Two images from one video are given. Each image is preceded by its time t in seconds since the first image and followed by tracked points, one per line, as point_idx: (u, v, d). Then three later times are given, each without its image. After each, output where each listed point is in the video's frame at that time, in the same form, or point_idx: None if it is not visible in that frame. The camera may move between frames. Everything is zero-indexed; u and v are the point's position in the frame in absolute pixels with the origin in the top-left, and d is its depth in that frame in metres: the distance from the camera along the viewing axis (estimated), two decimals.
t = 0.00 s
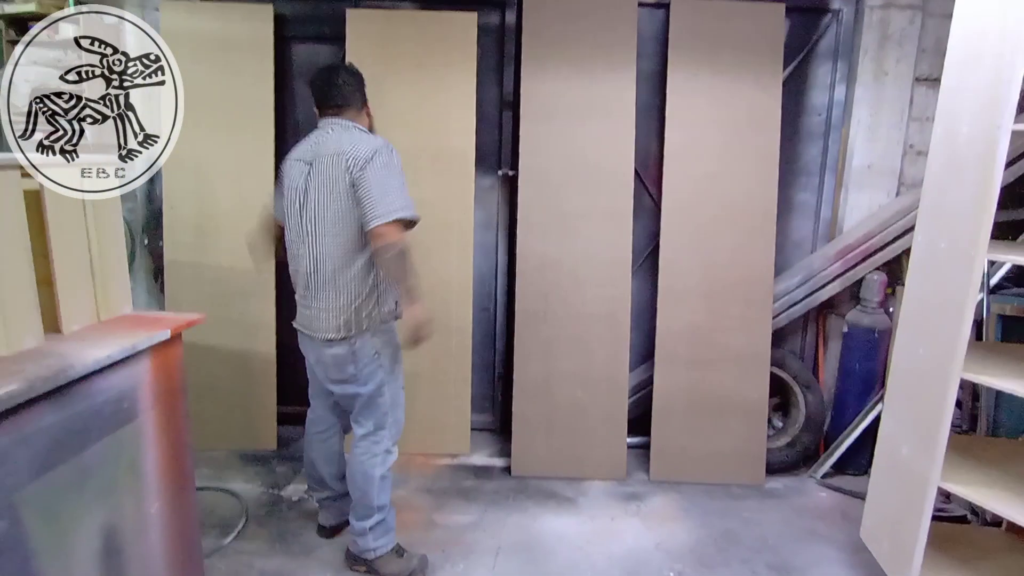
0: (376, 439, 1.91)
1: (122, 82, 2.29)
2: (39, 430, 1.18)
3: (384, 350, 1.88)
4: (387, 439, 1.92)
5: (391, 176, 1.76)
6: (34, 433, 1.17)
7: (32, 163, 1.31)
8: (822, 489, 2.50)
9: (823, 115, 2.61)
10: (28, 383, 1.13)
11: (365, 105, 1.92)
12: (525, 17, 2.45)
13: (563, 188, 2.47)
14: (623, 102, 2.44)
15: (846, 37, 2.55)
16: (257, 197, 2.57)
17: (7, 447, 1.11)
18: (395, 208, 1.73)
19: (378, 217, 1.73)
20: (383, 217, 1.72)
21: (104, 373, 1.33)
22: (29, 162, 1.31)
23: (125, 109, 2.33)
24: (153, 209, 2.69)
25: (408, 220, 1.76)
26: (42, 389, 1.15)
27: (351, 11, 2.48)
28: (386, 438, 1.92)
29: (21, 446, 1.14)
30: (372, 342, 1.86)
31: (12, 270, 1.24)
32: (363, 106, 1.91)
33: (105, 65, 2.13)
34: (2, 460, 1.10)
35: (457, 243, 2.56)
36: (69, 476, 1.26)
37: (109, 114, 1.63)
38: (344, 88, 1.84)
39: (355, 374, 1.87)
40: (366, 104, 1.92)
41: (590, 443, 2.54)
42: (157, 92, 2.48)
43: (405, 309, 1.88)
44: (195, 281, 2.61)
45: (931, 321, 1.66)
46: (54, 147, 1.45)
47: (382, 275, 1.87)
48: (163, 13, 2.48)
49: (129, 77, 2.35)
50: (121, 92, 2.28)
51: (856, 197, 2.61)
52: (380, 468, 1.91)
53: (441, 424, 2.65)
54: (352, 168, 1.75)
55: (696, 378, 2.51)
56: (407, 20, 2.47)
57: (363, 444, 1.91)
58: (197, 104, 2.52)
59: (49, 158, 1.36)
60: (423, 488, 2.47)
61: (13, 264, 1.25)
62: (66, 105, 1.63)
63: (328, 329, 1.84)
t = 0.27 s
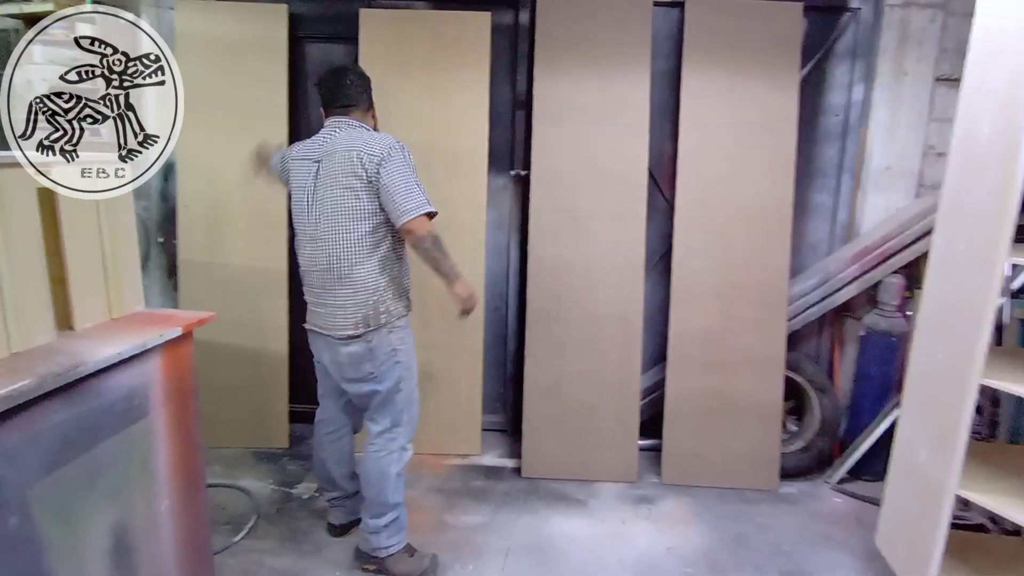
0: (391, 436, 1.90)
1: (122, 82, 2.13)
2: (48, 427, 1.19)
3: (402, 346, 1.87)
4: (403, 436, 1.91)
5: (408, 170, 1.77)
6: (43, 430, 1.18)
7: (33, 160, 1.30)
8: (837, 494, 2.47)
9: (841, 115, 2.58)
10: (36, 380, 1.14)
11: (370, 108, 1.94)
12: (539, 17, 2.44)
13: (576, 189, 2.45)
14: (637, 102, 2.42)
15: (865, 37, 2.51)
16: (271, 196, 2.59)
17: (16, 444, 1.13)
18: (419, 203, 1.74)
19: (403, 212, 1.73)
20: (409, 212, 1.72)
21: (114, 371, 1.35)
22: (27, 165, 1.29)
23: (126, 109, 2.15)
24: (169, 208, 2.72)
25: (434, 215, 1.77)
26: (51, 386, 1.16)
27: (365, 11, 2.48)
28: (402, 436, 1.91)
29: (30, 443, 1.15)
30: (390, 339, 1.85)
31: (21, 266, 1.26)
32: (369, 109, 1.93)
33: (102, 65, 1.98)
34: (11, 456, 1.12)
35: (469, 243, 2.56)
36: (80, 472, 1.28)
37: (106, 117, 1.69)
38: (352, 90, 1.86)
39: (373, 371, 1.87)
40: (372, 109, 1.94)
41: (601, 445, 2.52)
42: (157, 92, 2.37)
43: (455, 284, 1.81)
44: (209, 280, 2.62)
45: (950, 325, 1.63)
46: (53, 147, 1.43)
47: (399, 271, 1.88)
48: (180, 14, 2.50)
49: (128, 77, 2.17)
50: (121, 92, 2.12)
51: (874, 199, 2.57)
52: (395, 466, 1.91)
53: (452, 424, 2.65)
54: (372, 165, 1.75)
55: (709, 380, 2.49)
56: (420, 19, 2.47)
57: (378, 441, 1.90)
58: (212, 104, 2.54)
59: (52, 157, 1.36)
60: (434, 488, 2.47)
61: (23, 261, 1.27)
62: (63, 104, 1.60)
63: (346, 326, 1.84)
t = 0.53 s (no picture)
0: (395, 435, 1.91)
1: (122, 83, 1.91)
2: (52, 422, 1.22)
3: (404, 347, 1.87)
4: (407, 435, 1.92)
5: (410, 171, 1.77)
6: (48, 426, 1.21)
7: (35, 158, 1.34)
8: (848, 500, 2.44)
9: (857, 115, 2.53)
10: (39, 375, 1.16)
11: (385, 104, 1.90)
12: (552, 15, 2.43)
13: (587, 189, 2.44)
14: (650, 101, 2.40)
15: (883, 35, 2.47)
16: (283, 194, 2.60)
17: (21, 439, 1.15)
18: (418, 209, 1.74)
19: (401, 217, 1.73)
20: (407, 217, 1.73)
21: (120, 367, 1.38)
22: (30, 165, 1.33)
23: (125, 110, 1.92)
24: (183, 205, 2.75)
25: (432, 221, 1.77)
26: (53, 379, 1.18)
27: (377, 9, 2.48)
28: (405, 435, 1.91)
29: (34, 439, 1.18)
30: (391, 340, 1.85)
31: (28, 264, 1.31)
32: (383, 105, 1.89)
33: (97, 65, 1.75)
34: (16, 452, 1.14)
35: (480, 242, 2.56)
36: (84, 465, 1.30)
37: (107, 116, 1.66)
38: (364, 86, 1.85)
39: (375, 370, 1.88)
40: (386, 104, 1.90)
41: (609, 446, 2.51)
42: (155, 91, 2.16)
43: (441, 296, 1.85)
44: (220, 277, 2.65)
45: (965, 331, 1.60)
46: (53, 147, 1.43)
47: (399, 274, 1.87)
48: (196, 12, 2.52)
49: (129, 78, 1.95)
50: (121, 92, 1.91)
51: (890, 201, 2.54)
52: (399, 465, 1.91)
53: (460, 423, 2.65)
54: (374, 167, 1.76)
55: (719, 383, 2.47)
56: (433, 17, 2.47)
57: (382, 440, 1.90)
58: (226, 103, 2.56)
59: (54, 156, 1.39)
60: (441, 486, 2.47)
61: (31, 256, 1.32)
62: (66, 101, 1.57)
63: (347, 326, 1.86)
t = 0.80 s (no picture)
0: (386, 437, 1.88)
1: (121, 83, 1.86)
2: (45, 412, 1.29)
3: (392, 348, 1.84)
4: (398, 437, 1.89)
5: (393, 167, 1.73)
6: (40, 415, 1.28)
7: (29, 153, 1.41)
8: (862, 512, 2.36)
9: (876, 115, 2.46)
10: (32, 366, 1.23)
11: (402, 105, 1.88)
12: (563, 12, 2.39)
13: (596, 188, 2.40)
14: (661, 99, 2.35)
15: (905, 33, 2.39)
16: (292, 190, 2.60)
17: (13, 426, 1.23)
18: (396, 207, 1.70)
19: (378, 215, 1.70)
20: (383, 215, 1.70)
21: (114, 361, 1.44)
22: (26, 161, 1.39)
23: (124, 109, 1.87)
24: (195, 201, 2.77)
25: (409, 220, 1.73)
26: (43, 373, 1.24)
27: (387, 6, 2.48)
28: (397, 437, 1.89)
29: (26, 427, 1.25)
30: (379, 340, 1.83)
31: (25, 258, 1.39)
32: (400, 106, 1.88)
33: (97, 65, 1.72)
34: (8, 439, 1.22)
35: (487, 241, 2.53)
36: (76, 455, 1.38)
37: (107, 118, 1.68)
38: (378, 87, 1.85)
39: (364, 369, 1.87)
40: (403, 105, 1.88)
41: (615, 451, 2.47)
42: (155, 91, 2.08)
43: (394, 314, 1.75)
44: (230, 272, 2.66)
45: (980, 342, 1.55)
46: (54, 146, 1.48)
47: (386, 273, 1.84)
48: (210, 10, 2.54)
49: (128, 78, 1.90)
50: (120, 92, 1.86)
51: (912, 204, 2.45)
52: (390, 466, 1.89)
53: (465, 423, 2.63)
54: (360, 163, 1.74)
55: (728, 388, 2.41)
56: (443, 14, 2.46)
57: (374, 442, 1.89)
58: (237, 100, 2.57)
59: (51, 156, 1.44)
60: (444, 487, 2.46)
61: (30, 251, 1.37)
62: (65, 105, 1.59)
63: (334, 323, 1.86)
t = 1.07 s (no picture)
0: (378, 439, 1.88)
1: (120, 83, 1.99)
2: (41, 409, 1.28)
3: (377, 351, 1.84)
4: (390, 439, 1.89)
5: (372, 170, 1.72)
6: (36, 412, 1.27)
7: (34, 150, 1.36)
8: (875, 526, 2.29)
9: (896, 116, 2.39)
10: (28, 363, 1.22)
11: (411, 107, 1.89)
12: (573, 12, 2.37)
13: (604, 191, 2.37)
14: (672, 100, 2.31)
15: (927, 32, 2.32)
16: (301, 190, 2.61)
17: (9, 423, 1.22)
18: (370, 210, 1.70)
19: (353, 217, 1.71)
20: (357, 218, 1.70)
21: (112, 358, 1.43)
22: (26, 160, 1.34)
23: (124, 109, 1.98)
24: (208, 200, 2.80)
25: (381, 224, 1.71)
26: (40, 370, 1.23)
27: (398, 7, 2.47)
28: (389, 439, 1.89)
29: (22, 424, 1.24)
30: (364, 342, 1.84)
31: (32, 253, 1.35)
32: (410, 108, 1.89)
33: (97, 65, 1.90)
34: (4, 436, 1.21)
35: (494, 243, 2.51)
36: (74, 451, 1.37)
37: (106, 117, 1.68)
38: (388, 89, 1.87)
39: (350, 371, 1.89)
40: (412, 107, 1.89)
41: (621, 457, 2.44)
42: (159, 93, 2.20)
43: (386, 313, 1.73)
44: (241, 271, 2.68)
45: (994, 354, 1.48)
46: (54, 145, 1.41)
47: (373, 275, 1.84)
48: (223, 11, 2.56)
49: (127, 78, 2.03)
50: (122, 92, 2.01)
51: (931, 208, 2.38)
52: (383, 469, 1.88)
53: (470, 425, 2.61)
54: (346, 166, 1.77)
55: (738, 396, 2.36)
56: (453, 15, 2.45)
57: (366, 444, 1.89)
58: (249, 100, 2.59)
59: (55, 155, 1.39)
60: (447, 489, 2.45)
61: (31, 246, 1.36)
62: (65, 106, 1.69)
63: (326, 322, 1.90)
